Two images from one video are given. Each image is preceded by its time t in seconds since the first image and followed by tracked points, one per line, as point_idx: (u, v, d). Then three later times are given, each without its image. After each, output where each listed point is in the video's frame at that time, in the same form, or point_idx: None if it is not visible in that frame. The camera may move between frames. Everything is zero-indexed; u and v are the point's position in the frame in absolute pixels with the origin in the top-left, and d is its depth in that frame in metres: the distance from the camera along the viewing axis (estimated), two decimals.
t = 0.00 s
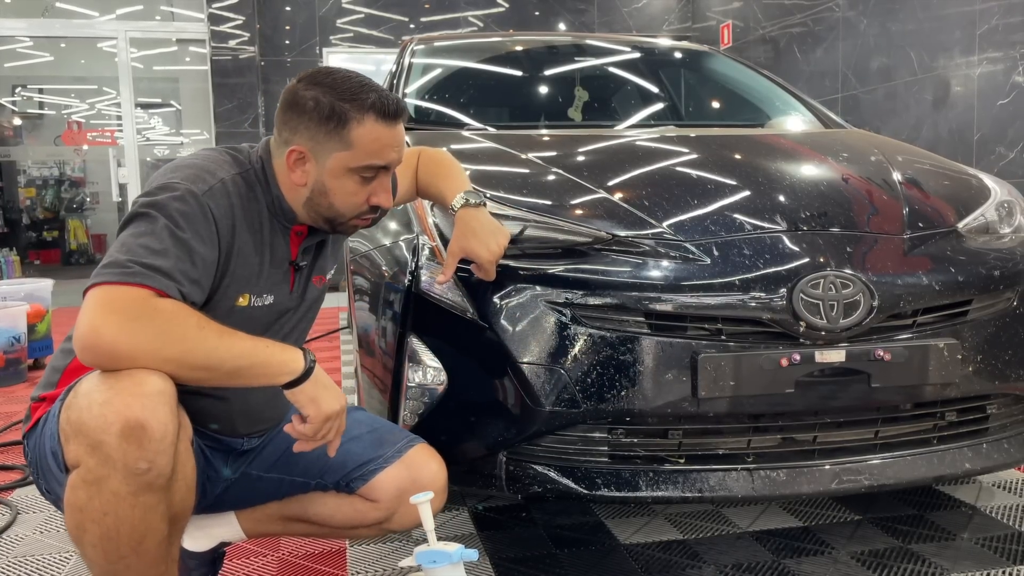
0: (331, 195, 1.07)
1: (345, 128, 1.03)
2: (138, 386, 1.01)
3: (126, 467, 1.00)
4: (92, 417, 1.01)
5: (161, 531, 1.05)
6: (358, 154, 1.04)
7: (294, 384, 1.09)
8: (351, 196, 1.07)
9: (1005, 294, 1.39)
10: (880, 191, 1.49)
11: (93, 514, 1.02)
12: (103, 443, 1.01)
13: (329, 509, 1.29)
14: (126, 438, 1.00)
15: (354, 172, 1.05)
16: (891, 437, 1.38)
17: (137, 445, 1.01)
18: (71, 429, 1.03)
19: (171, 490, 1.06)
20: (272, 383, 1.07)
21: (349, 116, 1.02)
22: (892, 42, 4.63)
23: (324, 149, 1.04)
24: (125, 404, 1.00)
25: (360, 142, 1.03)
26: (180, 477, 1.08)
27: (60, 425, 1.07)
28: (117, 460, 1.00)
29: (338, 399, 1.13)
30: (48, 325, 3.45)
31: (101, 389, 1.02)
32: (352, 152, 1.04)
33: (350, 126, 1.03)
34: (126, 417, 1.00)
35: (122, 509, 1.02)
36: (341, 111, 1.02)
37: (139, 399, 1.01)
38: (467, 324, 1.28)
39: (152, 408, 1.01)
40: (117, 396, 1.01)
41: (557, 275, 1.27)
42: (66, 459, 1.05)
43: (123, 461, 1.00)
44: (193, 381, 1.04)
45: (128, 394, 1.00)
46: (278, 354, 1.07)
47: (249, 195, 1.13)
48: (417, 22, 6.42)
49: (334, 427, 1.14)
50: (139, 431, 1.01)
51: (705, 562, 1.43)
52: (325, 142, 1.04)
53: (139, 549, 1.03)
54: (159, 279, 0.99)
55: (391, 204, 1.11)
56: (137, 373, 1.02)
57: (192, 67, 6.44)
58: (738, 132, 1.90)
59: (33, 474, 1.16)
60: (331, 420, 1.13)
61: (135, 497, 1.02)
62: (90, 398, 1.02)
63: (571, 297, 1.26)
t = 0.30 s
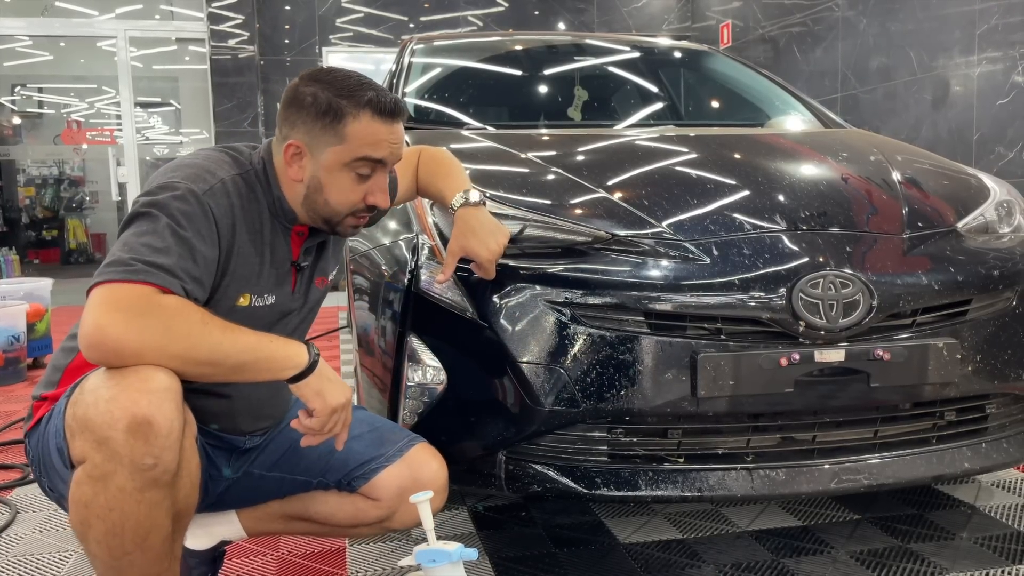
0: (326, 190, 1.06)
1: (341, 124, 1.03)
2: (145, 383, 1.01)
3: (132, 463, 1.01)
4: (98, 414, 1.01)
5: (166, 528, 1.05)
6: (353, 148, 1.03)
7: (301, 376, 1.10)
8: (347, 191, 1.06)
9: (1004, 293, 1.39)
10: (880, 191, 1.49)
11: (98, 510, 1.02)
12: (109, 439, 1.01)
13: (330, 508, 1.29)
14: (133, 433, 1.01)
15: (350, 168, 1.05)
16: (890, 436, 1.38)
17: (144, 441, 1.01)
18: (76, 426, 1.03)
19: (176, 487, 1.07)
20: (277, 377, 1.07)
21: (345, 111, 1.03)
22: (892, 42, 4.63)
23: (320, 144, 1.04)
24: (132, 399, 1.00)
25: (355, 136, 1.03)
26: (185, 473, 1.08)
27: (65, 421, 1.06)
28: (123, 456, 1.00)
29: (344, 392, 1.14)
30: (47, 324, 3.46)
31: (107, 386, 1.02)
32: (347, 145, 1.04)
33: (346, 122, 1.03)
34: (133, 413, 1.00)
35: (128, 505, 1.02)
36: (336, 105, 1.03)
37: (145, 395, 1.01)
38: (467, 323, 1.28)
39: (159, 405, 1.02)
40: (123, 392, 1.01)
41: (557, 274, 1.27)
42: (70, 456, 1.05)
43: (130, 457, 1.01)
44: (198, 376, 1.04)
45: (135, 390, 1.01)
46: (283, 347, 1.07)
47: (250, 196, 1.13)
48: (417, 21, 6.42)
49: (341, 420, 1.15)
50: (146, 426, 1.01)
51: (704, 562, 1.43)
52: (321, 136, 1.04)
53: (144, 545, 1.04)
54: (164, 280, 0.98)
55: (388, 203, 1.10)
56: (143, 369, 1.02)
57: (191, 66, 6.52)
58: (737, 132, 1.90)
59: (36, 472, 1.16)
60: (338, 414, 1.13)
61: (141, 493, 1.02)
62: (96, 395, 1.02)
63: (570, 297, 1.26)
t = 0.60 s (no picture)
0: (267, 133, 1.09)
1: (284, 66, 1.09)
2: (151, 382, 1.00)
3: (134, 463, 1.00)
4: (100, 413, 1.00)
5: (169, 527, 1.05)
6: (289, 83, 1.08)
7: (316, 365, 1.04)
8: (287, 130, 1.09)
9: (1004, 293, 1.39)
10: (879, 190, 1.49)
11: (101, 510, 1.01)
12: (111, 438, 1.00)
13: (338, 531, 1.27)
14: (135, 433, 1.00)
15: (290, 109, 1.09)
16: (889, 436, 1.39)
17: (147, 440, 1.00)
18: (77, 426, 1.02)
19: (178, 486, 1.06)
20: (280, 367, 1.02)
21: (287, 53, 1.09)
22: (891, 42, 4.63)
23: (266, 87, 1.10)
24: (135, 399, 1.00)
25: (290, 73, 1.08)
26: (187, 472, 1.07)
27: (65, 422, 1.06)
28: (125, 456, 1.00)
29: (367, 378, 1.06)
30: (47, 323, 3.46)
31: (109, 385, 1.00)
32: (285, 83, 1.09)
33: (288, 63, 1.09)
34: (135, 412, 1.00)
35: (130, 505, 1.01)
36: (278, 48, 1.10)
37: (147, 395, 1.00)
38: (467, 323, 1.27)
39: (161, 404, 1.01)
40: (124, 392, 1.00)
41: (556, 273, 1.27)
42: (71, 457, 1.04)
43: (131, 456, 1.00)
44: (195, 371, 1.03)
45: (136, 389, 1.00)
46: (279, 336, 1.03)
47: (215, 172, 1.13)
48: (416, 20, 6.41)
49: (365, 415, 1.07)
50: (149, 425, 1.00)
51: (704, 561, 1.43)
52: (265, 80, 1.10)
53: (146, 545, 1.03)
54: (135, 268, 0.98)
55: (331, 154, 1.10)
56: (143, 368, 1.01)
57: (191, 65, 6.48)
58: (736, 131, 1.90)
59: (40, 479, 1.17)
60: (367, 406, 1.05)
61: (143, 493, 1.01)
62: (99, 394, 1.01)
63: (570, 296, 1.26)
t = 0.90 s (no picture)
0: (199, 108, 1.04)
1: (212, 36, 1.03)
2: (139, 414, 0.99)
3: (120, 495, 0.97)
4: (90, 440, 0.98)
5: (160, 554, 1.02)
6: (217, 53, 1.02)
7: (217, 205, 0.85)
8: (216, 104, 1.03)
9: (1003, 292, 1.39)
10: (879, 189, 1.49)
11: (88, 535, 0.98)
12: (99, 469, 0.97)
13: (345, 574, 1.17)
14: (122, 465, 0.96)
15: (219, 80, 1.02)
16: (888, 435, 1.39)
17: (134, 473, 0.97)
18: (69, 449, 1.00)
19: (170, 512, 1.03)
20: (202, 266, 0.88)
21: (215, 23, 1.03)
22: (891, 41, 4.63)
23: (195, 59, 1.04)
24: (125, 430, 0.97)
25: (218, 42, 1.03)
26: (179, 497, 1.04)
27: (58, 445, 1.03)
28: (112, 487, 0.97)
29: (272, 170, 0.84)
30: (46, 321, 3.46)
31: (103, 413, 0.99)
32: (213, 54, 1.02)
33: (217, 33, 1.03)
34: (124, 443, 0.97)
35: (117, 534, 0.98)
36: (207, 17, 1.04)
37: (138, 425, 0.98)
38: (467, 322, 1.27)
39: (150, 435, 0.98)
40: (116, 421, 0.98)
41: (555, 272, 1.27)
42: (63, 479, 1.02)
43: (118, 488, 0.97)
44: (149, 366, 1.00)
45: (127, 419, 0.98)
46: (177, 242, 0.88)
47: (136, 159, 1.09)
48: (416, 19, 6.41)
49: (276, 223, 0.83)
50: (136, 458, 0.97)
51: (703, 560, 1.43)
52: (194, 50, 1.04)
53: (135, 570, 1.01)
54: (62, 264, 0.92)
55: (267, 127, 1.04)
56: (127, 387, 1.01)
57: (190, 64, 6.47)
58: (737, 130, 1.90)
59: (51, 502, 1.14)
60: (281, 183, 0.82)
61: (130, 524, 0.98)
62: (91, 420, 0.99)
63: (570, 295, 1.26)
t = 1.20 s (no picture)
0: (197, 113, 1.00)
1: (203, 38, 0.99)
2: (173, 429, 0.98)
3: (151, 511, 0.96)
4: (121, 455, 0.96)
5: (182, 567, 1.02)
6: (210, 56, 0.98)
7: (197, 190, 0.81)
8: (215, 108, 0.99)
9: (1001, 292, 1.39)
10: (878, 189, 1.49)
11: (111, 548, 0.97)
12: (130, 484, 0.96)
13: None
14: (155, 481, 0.96)
15: (215, 85, 0.98)
16: (887, 434, 1.39)
17: (166, 489, 0.96)
18: (95, 461, 0.98)
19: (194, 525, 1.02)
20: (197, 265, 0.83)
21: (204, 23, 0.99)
22: (890, 41, 4.63)
23: (187, 63, 1.00)
24: (158, 445, 0.97)
25: (211, 45, 0.99)
26: (204, 509, 1.04)
27: (78, 452, 1.00)
28: (143, 503, 0.96)
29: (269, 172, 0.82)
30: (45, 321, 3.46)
31: (135, 427, 0.97)
32: (206, 57, 0.99)
33: (208, 35, 0.99)
34: (158, 459, 0.96)
35: (143, 548, 0.97)
36: (195, 17, 1.00)
37: (171, 440, 0.97)
38: (466, 322, 1.28)
39: (182, 450, 0.98)
40: (147, 436, 0.97)
41: (554, 272, 1.27)
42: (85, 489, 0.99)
43: (149, 503, 0.96)
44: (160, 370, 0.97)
45: (159, 433, 0.97)
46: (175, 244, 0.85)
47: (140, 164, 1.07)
48: (415, 18, 6.41)
49: (255, 206, 0.79)
50: (169, 475, 0.96)
51: (702, 560, 1.43)
52: (185, 54, 1.00)
53: None
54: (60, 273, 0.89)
55: (270, 130, 1.01)
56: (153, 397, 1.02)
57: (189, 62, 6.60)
58: (736, 130, 1.90)
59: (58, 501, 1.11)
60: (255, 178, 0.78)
61: (157, 538, 0.98)
62: (122, 433, 0.97)
63: (569, 294, 1.26)
